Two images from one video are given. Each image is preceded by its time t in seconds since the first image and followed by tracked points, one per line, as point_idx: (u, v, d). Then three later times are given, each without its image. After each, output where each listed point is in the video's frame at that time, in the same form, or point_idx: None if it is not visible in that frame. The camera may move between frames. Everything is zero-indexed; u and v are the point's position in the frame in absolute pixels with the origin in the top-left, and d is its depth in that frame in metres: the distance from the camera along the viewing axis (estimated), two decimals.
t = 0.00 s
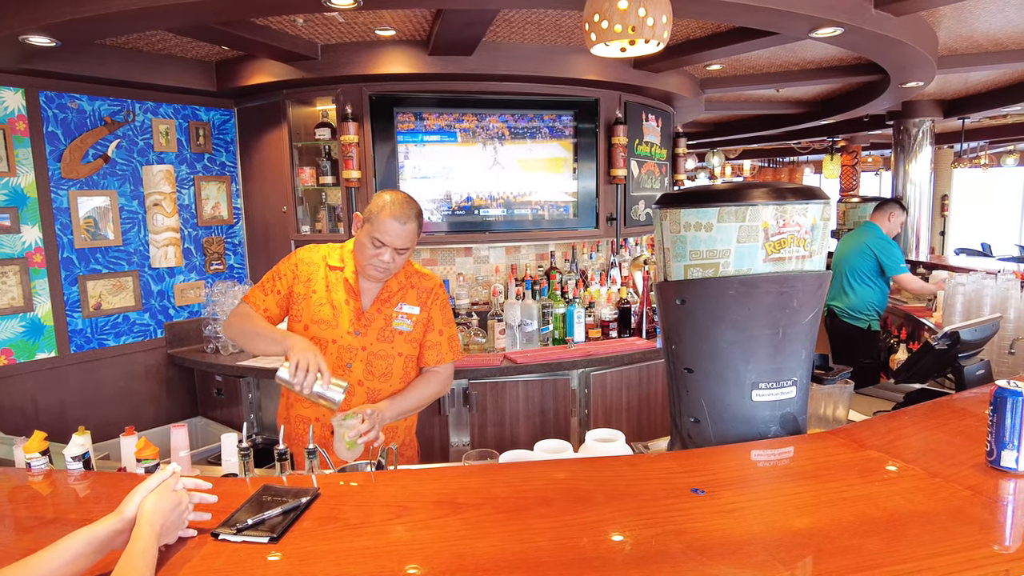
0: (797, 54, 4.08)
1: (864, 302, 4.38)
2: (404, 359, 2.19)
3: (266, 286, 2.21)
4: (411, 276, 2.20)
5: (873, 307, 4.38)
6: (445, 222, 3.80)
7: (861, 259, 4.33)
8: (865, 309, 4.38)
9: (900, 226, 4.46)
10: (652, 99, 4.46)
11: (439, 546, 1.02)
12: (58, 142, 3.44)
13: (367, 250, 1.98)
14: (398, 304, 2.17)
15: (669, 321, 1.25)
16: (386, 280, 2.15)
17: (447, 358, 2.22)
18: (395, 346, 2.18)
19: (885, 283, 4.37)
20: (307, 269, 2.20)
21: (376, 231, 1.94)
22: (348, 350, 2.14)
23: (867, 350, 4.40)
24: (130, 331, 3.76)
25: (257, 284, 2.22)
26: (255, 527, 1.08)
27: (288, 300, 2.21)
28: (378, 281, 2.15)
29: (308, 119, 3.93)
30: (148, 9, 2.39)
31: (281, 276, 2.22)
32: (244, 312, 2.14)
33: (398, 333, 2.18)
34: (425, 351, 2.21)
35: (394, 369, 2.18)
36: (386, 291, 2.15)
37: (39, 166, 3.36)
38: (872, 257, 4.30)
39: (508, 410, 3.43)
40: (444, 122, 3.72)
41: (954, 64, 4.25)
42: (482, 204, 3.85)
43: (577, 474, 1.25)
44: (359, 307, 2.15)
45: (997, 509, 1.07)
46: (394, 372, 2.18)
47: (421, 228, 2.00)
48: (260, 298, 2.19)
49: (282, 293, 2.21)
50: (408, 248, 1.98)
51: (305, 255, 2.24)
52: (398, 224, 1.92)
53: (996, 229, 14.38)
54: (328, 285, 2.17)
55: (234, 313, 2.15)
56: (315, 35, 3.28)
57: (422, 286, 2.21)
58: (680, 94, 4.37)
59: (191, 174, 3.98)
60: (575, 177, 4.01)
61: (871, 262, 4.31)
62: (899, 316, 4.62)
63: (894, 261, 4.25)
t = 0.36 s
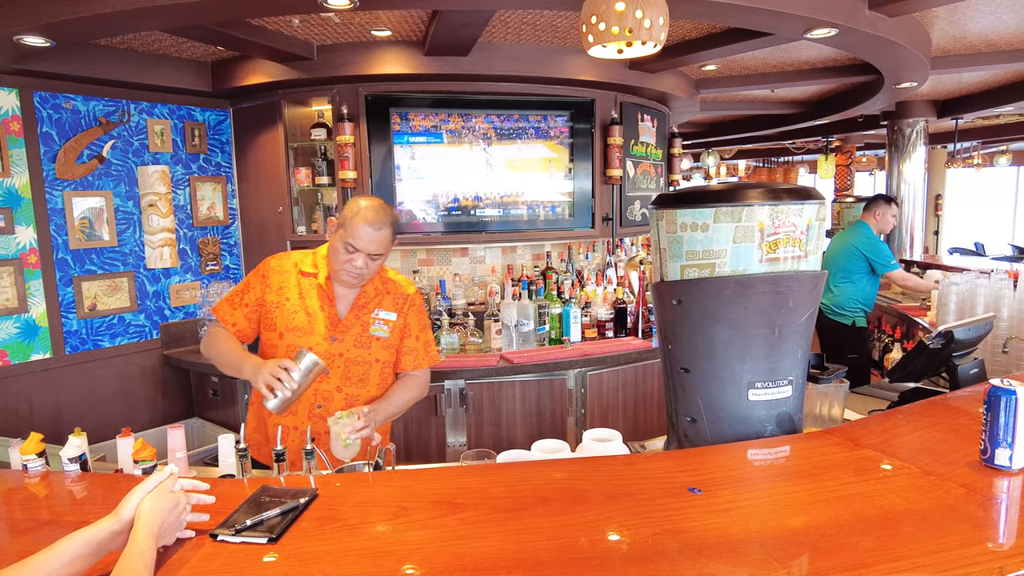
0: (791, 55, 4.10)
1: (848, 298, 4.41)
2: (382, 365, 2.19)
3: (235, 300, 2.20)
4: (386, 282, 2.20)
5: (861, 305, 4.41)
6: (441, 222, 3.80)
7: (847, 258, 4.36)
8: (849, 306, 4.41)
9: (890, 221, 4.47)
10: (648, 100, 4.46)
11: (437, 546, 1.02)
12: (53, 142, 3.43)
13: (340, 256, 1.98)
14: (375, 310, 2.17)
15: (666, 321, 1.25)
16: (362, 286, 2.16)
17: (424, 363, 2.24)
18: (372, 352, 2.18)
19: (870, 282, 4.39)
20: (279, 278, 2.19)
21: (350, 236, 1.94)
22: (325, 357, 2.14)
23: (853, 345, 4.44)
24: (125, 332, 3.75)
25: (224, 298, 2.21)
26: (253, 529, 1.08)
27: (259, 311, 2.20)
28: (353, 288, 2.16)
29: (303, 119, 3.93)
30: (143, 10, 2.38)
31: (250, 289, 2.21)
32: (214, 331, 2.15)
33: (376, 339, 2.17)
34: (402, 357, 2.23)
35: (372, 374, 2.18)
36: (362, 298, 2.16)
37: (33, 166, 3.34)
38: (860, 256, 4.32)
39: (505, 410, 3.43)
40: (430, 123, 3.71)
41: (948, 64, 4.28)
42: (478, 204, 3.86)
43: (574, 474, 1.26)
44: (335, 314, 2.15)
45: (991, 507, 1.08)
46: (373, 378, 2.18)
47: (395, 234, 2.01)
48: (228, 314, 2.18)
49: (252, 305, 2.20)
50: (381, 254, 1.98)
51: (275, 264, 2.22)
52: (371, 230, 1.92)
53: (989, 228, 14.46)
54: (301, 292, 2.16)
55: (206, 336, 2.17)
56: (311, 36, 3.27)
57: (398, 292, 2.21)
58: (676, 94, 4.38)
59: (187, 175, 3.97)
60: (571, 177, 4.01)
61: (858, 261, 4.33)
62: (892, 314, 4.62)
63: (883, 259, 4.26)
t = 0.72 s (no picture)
0: (787, 56, 4.12)
1: (831, 299, 4.41)
2: (366, 355, 2.20)
3: (202, 312, 2.14)
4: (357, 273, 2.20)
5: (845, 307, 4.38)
6: (437, 223, 3.80)
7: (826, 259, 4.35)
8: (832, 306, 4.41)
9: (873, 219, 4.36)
10: (644, 100, 4.48)
11: (436, 546, 1.03)
12: (48, 143, 3.41)
13: (303, 252, 1.97)
14: (351, 302, 2.16)
15: (662, 322, 1.26)
16: (332, 280, 2.15)
17: (407, 347, 2.24)
18: (355, 344, 2.17)
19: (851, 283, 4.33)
20: (247, 285, 2.15)
21: (306, 230, 1.94)
22: (309, 358, 2.15)
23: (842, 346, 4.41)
24: (121, 333, 3.74)
25: (191, 311, 2.15)
26: (252, 529, 1.08)
27: (232, 321, 2.16)
28: (323, 283, 2.14)
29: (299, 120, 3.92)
30: (140, 10, 2.38)
31: (218, 299, 2.15)
32: (182, 343, 2.11)
33: (356, 331, 2.17)
34: (384, 344, 2.22)
35: (359, 367, 2.19)
36: (335, 292, 2.15)
37: (28, 167, 3.33)
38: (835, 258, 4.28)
39: (502, 410, 3.44)
40: (424, 124, 3.69)
41: (943, 65, 4.30)
42: (474, 204, 3.86)
43: (572, 474, 1.26)
44: (311, 313, 2.15)
45: (986, 505, 1.08)
46: (359, 370, 2.19)
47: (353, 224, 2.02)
48: (197, 326, 2.12)
49: (221, 315, 2.15)
50: (343, 243, 1.98)
51: (241, 271, 2.18)
52: (328, 220, 1.92)
53: (983, 228, 14.53)
54: (273, 295, 2.14)
55: (172, 347, 2.13)
56: (307, 36, 3.27)
57: (370, 282, 2.20)
58: (672, 94, 4.39)
59: (183, 175, 3.96)
60: (568, 177, 4.02)
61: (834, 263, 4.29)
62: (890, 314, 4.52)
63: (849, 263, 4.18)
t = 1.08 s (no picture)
0: (784, 55, 4.12)
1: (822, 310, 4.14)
2: (372, 354, 2.18)
3: (213, 317, 2.16)
4: (363, 271, 2.18)
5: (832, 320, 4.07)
6: (434, 223, 3.79)
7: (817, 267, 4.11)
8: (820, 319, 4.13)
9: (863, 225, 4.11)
10: (641, 100, 4.48)
11: (433, 546, 1.02)
12: (43, 142, 3.40)
13: (302, 250, 1.96)
14: (355, 300, 2.16)
15: (660, 322, 1.25)
16: (336, 278, 2.14)
17: (415, 344, 2.22)
18: (360, 343, 2.16)
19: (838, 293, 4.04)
20: (251, 287, 2.14)
21: (303, 228, 1.93)
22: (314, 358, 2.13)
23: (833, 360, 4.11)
24: (117, 333, 3.73)
25: (202, 317, 2.16)
26: (248, 530, 1.07)
27: (238, 324, 2.16)
28: (328, 282, 2.14)
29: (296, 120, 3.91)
30: (135, 9, 2.37)
31: (226, 303, 2.16)
32: (200, 353, 2.12)
33: (361, 330, 2.16)
34: (391, 342, 2.21)
35: (364, 366, 2.18)
36: (339, 290, 2.14)
37: (23, 167, 3.31)
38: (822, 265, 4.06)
39: (499, 410, 3.43)
40: (422, 125, 3.69)
41: (939, 64, 4.30)
42: (472, 204, 3.86)
43: (569, 474, 1.26)
44: (315, 312, 2.15)
45: (983, 504, 1.08)
46: (365, 369, 2.18)
47: (351, 220, 2.01)
48: (209, 332, 2.14)
49: (230, 319, 2.16)
50: (341, 239, 1.96)
51: (245, 273, 2.18)
52: (323, 217, 1.90)
53: (980, 228, 14.56)
54: (277, 295, 2.13)
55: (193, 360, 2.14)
56: (303, 35, 3.26)
57: (376, 279, 2.19)
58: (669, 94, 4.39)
59: (179, 175, 3.95)
60: (565, 177, 4.02)
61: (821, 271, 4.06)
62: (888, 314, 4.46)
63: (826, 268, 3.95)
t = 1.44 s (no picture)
0: (783, 54, 4.12)
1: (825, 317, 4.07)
2: (376, 357, 2.18)
3: (221, 312, 2.15)
4: (371, 272, 2.17)
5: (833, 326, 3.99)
6: (432, 222, 3.79)
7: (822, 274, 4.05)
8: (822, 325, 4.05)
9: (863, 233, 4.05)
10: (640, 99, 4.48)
11: (431, 546, 1.02)
12: (40, 142, 3.39)
13: (302, 251, 1.96)
14: (361, 302, 2.14)
15: (659, 321, 1.25)
16: (344, 279, 2.13)
17: (423, 349, 2.21)
18: (363, 345, 2.15)
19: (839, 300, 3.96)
20: (258, 284, 2.15)
21: (303, 233, 1.92)
22: (317, 359, 2.13)
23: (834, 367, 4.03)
24: (115, 333, 3.72)
25: (211, 312, 2.17)
26: (245, 530, 1.07)
27: (245, 321, 2.16)
28: (335, 283, 2.13)
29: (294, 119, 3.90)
30: (131, 8, 2.36)
31: (234, 299, 2.16)
32: (207, 349, 2.12)
33: (365, 332, 2.15)
34: (398, 346, 2.19)
35: (367, 368, 2.17)
36: (346, 292, 2.13)
37: (20, 166, 3.30)
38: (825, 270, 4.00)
39: (498, 410, 3.43)
40: (421, 125, 3.69)
41: (937, 63, 4.30)
42: (471, 204, 3.86)
43: (568, 474, 1.26)
44: (319, 313, 2.14)
45: (982, 503, 1.08)
46: (368, 371, 2.17)
47: (355, 226, 2.01)
48: (217, 327, 2.14)
49: (238, 315, 2.16)
50: (341, 243, 1.95)
51: (253, 270, 2.18)
52: (321, 220, 1.90)
53: (978, 227, 14.58)
54: (284, 295, 2.13)
55: (201, 355, 2.14)
56: (301, 34, 3.25)
57: (384, 282, 2.17)
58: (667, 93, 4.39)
59: (177, 174, 3.94)
60: (564, 176, 4.02)
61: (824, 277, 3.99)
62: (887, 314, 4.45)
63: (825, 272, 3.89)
